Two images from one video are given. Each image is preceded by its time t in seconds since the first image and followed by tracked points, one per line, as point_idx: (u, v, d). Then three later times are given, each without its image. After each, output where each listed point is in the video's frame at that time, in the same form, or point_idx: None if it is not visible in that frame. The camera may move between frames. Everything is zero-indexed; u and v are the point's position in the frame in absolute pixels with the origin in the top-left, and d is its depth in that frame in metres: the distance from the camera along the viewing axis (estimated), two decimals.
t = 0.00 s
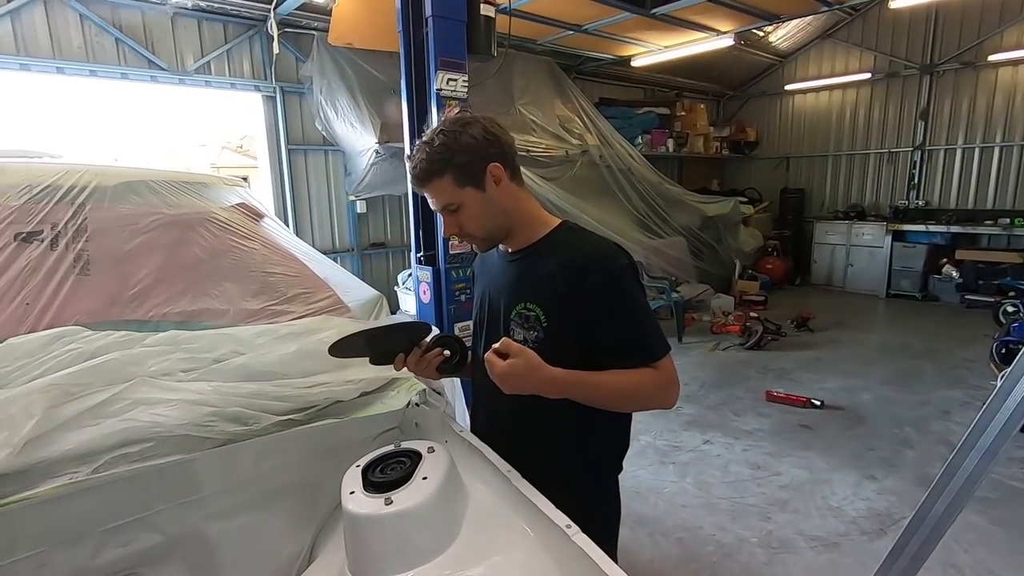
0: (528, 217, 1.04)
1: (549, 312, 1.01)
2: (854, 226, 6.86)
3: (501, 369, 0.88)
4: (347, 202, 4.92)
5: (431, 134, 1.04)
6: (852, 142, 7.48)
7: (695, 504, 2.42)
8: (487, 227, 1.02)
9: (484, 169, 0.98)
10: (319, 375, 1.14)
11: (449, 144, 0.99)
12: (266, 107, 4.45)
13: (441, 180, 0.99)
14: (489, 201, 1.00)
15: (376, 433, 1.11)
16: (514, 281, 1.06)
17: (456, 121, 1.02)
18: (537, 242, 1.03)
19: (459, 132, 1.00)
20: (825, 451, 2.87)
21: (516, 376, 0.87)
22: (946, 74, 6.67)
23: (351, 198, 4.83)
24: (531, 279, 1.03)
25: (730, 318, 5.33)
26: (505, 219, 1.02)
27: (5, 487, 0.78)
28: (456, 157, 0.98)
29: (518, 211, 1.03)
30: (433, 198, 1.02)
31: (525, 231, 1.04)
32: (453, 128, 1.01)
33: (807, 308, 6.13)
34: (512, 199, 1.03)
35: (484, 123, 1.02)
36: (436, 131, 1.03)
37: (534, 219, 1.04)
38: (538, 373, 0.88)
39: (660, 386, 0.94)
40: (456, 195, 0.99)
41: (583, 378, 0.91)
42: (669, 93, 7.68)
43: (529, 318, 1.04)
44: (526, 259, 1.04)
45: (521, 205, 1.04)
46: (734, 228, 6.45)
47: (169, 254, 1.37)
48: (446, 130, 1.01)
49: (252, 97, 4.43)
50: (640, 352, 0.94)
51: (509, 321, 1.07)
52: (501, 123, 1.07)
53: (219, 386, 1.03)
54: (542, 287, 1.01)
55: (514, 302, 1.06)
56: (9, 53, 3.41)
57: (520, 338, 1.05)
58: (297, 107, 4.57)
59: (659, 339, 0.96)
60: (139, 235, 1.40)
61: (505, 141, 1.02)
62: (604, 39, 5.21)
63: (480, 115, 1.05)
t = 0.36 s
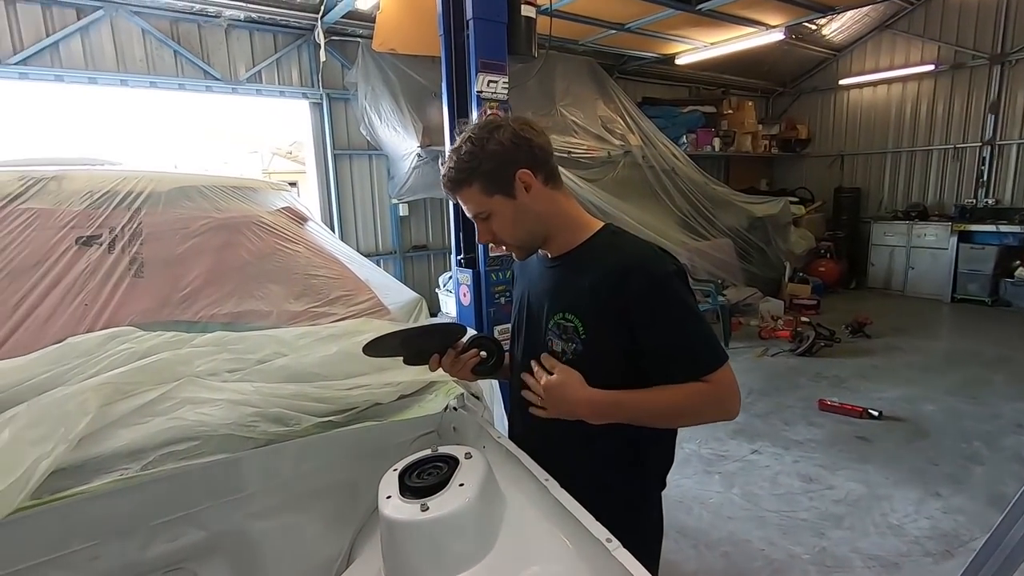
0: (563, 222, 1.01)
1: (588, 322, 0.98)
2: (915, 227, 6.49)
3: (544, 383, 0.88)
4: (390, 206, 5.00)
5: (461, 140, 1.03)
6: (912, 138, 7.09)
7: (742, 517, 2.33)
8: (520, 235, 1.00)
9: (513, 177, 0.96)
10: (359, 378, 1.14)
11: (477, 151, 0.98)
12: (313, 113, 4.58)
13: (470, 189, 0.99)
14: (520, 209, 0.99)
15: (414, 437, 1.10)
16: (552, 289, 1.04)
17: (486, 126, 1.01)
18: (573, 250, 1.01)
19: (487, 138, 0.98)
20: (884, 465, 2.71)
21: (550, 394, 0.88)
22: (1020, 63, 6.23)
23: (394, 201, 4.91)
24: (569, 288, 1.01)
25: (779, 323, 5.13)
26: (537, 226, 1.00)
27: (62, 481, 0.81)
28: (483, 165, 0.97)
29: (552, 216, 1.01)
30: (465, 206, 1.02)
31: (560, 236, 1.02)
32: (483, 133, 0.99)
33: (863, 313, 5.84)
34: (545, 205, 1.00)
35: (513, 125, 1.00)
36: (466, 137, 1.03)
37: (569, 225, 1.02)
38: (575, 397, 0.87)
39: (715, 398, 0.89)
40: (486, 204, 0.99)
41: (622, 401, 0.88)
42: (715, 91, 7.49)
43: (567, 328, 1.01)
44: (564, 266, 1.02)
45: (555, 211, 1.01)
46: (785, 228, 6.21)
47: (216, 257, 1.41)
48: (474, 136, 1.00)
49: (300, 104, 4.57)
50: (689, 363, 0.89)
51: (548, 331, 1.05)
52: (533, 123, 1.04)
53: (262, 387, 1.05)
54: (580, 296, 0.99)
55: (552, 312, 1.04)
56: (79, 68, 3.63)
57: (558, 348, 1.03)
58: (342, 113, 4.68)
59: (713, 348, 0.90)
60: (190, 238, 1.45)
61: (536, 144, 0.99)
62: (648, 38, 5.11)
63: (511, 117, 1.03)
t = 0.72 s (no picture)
0: (589, 226, 0.99)
1: (618, 330, 0.95)
2: (968, 227, 6.18)
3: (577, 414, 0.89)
4: (422, 210, 5.05)
5: (483, 144, 1.03)
6: (965, 134, 6.76)
7: (784, 529, 2.24)
8: (543, 241, 0.99)
9: (535, 182, 0.95)
10: (392, 382, 1.14)
11: (498, 157, 0.97)
12: (348, 120, 4.66)
13: (492, 195, 0.98)
14: (542, 215, 0.97)
15: (446, 442, 1.09)
16: (583, 295, 1.02)
17: (507, 130, 1.00)
18: (601, 256, 0.99)
19: (507, 144, 0.97)
20: (937, 478, 2.57)
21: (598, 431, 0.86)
22: None
23: (426, 206, 4.95)
24: (600, 294, 0.98)
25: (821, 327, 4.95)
26: (562, 232, 0.99)
27: (104, 481, 0.83)
28: (503, 171, 0.96)
29: (577, 221, 0.99)
30: (489, 212, 1.02)
31: (588, 240, 1.00)
32: (504, 139, 0.98)
33: (911, 317, 5.59)
34: (570, 209, 0.98)
35: (535, 129, 0.98)
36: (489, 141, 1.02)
37: (596, 229, 0.99)
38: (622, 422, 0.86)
39: (757, 411, 0.83)
40: (508, 211, 0.98)
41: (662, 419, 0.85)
42: (752, 90, 7.31)
43: (598, 336, 0.99)
44: (594, 272, 0.99)
45: (581, 215, 0.99)
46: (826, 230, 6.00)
47: (254, 261, 1.43)
48: (495, 141, 0.99)
49: (335, 111, 4.65)
50: (727, 374, 0.83)
51: (580, 338, 1.04)
52: (557, 125, 1.02)
53: (296, 390, 1.05)
54: (611, 304, 0.96)
55: (584, 318, 1.02)
56: (127, 80, 3.79)
57: (591, 355, 1.02)
58: (376, 119, 4.74)
59: (755, 356, 0.84)
60: (228, 243, 1.48)
61: (558, 146, 0.97)
62: (682, 36, 5.02)
63: (533, 119, 1.01)
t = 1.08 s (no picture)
0: (603, 214, 0.97)
1: (633, 320, 0.93)
2: (993, 220, 6.02)
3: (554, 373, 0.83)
4: (436, 209, 5.05)
5: (497, 133, 1.02)
6: (989, 125, 6.59)
7: (805, 529, 2.19)
8: (556, 228, 0.98)
9: (547, 167, 0.94)
10: (404, 378, 1.13)
11: (511, 143, 0.97)
12: (361, 118, 4.67)
13: (504, 181, 0.98)
14: (554, 201, 0.95)
15: (460, 439, 1.08)
16: (598, 284, 1.00)
17: (521, 118, 0.99)
18: (615, 244, 0.96)
19: (521, 130, 0.97)
20: (965, 477, 2.50)
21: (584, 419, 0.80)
22: None
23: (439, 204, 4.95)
24: (615, 284, 0.96)
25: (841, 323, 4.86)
26: (575, 218, 0.97)
27: (116, 479, 0.82)
28: (516, 157, 0.95)
29: (590, 208, 0.97)
30: (503, 200, 1.01)
31: (602, 228, 0.98)
32: (517, 125, 0.98)
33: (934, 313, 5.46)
34: (583, 196, 0.96)
35: (548, 115, 0.98)
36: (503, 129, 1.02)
37: (610, 217, 0.97)
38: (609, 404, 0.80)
39: (768, 409, 0.80)
40: (520, 197, 0.97)
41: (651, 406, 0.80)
42: (768, 83, 7.19)
43: (613, 326, 0.97)
44: (609, 261, 0.97)
45: (595, 202, 0.97)
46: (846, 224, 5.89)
47: (267, 258, 1.43)
48: (509, 128, 0.99)
49: (348, 110, 4.66)
50: (742, 369, 0.80)
51: (596, 328, 1.02)
52: (572, 112, 1.01)
53: (307, 386, 1.04)
54: (626, 293, 0.94)
55: (600, 308, 1.00)
56: (143, 82, 3.84)
57: (607, 346, 1.00)
58: (389, 118, 4.75)
59: (770, 352, 0.80)
60: (240, 240, 1.48)
61: (570, 132, 0.96)
62: (697, 29, 4.96)
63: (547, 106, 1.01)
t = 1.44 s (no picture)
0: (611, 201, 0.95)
1: (639, 311, 0.92)
2: (996, 212, 5.99)
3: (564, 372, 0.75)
4: (435, 203, 5.02)
5: (504, 115, 1.00)
6: (991, 116, 6.56)
7: (810, 522, 2.18)
8: (564, 214, 0.96)
9: (556, 152, 0.92)
10: (406, 373, 1.11)
11: (520, 126, 0.95)
12: (360, 113, 4.64)
13: (511, 165, 0.95)
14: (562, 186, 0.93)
15: (463, 435, 1.06)
16: (606, 274, 0.98)
17: (530, 101, 0.98)
18: (623, 233, 0.95)
19: (530, 113, 0.95)
20: (969, 469, 2.49)
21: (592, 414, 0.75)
22: None
23: (439, 198, 4.93)
24: (623, 274, 0.95)
25: (844, 316, 4.85)
26: (582, 205, 0.95)
27: (113, 476, 0.81)
28: (524, 139, 0.93)
29: (598, 196, 0.96)
30: (508, 184, 0.98)
31: (610, 216, 0.96)
32: (526, 108, 0.96)
33: (936, 305, 5.45)
34: (591, 183, 0.95)
35: (558, 99, 0.96)
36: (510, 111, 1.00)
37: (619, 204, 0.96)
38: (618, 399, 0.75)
39: (776, 405, 0.78)
40: (527, 181, 0.94)
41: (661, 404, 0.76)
42: (769, 74, 7.14)
43: (619, 317, 0.96)
44: (616, 251, 0.96)
45: (603, 189, 0.96)
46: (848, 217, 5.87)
47: (264, 251, 1.41)
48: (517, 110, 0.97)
49: (347, 104, 4.63)
50: (748, 362, 0.79)
51: (602, 319, 1.00)
52: (579, 97, 1.00)
53: (307, 381, 1.02)
54: (632, 284, 0.92)
55: (607, 299, 0.98)
56: (140, 77, 3.81)
57: (613, 337, 0.98)
58: (387, 112, 4.72)
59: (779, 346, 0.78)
60: (237, 234, 1.46)
61: (580, 117, 0.95)
62: (697, 20, 4.92)
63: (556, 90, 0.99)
